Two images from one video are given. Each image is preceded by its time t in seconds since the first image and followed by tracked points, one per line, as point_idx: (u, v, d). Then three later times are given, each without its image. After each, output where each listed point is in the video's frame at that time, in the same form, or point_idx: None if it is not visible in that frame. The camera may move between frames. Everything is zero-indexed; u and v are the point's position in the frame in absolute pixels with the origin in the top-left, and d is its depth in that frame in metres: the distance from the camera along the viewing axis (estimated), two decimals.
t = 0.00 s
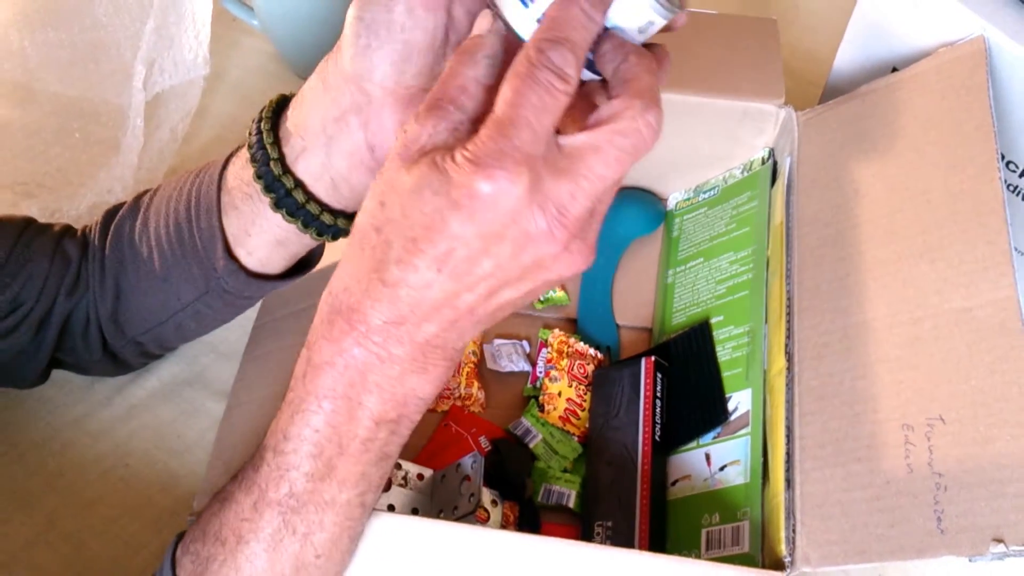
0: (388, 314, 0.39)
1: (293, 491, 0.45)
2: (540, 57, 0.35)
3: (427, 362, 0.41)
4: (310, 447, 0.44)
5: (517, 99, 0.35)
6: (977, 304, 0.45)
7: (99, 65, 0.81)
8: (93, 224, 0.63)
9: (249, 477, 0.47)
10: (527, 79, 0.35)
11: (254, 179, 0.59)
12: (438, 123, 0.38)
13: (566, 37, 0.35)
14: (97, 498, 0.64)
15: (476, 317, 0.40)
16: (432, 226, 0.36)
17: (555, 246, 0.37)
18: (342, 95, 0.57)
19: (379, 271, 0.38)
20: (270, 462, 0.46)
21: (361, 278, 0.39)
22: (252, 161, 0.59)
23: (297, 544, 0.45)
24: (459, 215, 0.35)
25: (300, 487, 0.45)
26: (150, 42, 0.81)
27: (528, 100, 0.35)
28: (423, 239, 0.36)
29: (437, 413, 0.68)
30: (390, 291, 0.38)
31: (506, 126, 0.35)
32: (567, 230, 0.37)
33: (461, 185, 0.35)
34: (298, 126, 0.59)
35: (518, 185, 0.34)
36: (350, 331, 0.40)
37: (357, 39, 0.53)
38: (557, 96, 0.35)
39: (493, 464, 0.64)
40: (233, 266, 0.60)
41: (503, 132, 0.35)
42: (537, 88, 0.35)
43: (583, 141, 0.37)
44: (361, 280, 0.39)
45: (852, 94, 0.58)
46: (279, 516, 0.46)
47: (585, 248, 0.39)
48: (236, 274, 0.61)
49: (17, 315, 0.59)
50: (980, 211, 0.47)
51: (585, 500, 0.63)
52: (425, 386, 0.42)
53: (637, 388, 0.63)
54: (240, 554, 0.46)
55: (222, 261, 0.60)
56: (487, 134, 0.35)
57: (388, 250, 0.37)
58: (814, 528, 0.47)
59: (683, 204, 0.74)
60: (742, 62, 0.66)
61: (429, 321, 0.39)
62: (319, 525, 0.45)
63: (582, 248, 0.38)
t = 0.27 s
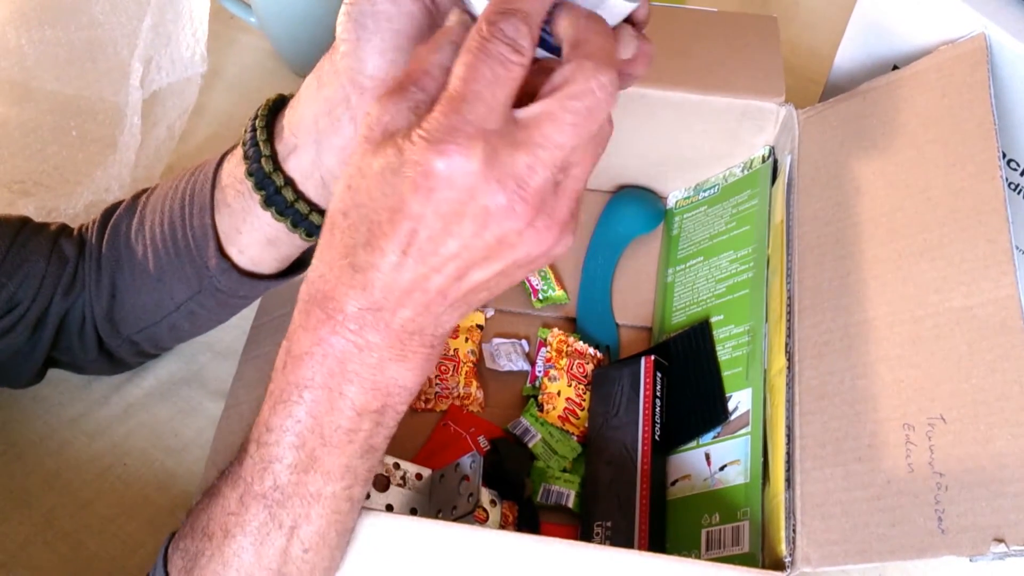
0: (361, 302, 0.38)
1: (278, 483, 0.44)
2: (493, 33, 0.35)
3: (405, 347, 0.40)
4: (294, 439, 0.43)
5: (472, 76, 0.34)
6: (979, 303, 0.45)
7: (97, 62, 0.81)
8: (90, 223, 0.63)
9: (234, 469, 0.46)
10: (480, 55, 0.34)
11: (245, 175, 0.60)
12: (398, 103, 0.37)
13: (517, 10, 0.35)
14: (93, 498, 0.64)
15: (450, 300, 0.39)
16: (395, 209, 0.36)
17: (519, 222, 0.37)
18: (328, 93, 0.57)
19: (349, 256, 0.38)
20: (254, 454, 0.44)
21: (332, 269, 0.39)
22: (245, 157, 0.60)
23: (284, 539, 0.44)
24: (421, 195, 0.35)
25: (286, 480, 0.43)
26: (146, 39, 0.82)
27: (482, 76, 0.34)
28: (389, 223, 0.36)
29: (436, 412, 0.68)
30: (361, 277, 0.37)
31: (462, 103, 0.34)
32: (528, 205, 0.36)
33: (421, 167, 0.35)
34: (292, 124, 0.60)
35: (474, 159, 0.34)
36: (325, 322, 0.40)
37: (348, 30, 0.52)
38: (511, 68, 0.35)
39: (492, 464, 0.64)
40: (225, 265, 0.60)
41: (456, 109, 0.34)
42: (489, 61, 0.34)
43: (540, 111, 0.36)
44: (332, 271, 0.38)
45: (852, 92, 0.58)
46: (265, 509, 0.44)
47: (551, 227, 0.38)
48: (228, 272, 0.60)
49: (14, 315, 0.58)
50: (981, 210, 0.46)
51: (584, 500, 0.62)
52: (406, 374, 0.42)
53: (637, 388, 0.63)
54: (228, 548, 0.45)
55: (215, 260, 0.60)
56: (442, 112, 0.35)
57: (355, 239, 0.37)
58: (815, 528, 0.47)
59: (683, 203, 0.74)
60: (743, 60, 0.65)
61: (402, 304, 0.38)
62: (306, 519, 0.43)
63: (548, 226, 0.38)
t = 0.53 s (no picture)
0: (360, 289, 0.38)
1: (277, 477, 0.44)
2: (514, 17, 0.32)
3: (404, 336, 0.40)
4: (292, 431, 0.43)
5: (486, 62, 0.32)
6: (979, 303, 0.45)
7: (96, 62, 0.81)
8: (91, 225, 0.63)
9: (234, 465, 0.46)
10: (498, 40, 0.32)
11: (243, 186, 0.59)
12: (385, 90, 0.37)
13: None
14: (94, 498, 0.64)
15: (449, 288, 0.39)
16: (398, 193, 0.35)
17: (518, 211, 0.36)
18: (325, 103, 0.57)
19: (350, 242, 0.38)
20: (253, 448, 0.44)
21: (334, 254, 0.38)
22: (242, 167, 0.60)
23: (282, 532, 0.44)
24: (423, 179, 0.34)
25: (284, 473, 0.43)
26: (146, 39, 0.82)
27: (496, 65, 0.32)
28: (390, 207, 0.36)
29: (436, 412, 0.68)
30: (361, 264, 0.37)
31: (473, 90, 0.33)
32: (528, 194, 0.36)
33: (426, 150, 0.34)
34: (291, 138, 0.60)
35: (480, 147, 0.33)
36: (324, 311, 0.40)
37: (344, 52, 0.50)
38: (527, 60, 0.32)
39: (493, 465, 0.64)
40: (220, 274, 0.60)
41: (468, 93, 0.33)
42: (506, 50, 0.32)
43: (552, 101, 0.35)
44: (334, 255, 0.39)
45: (852, 92, 0.58)
46: (263, 503, 0.44)
47: (546, 218, 0.38)
48: (224, 282, 0.61)
49: (15, 317, 0.58)
50: (981, 210, 0.46)
51: (584, 500, 0.62)
52: (403, 365, 0.42)
53: (637, 388, 0.63)
54: (226, 543, 0.45)
55: (210, 266, 0.60)
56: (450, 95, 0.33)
57: (357, 222, 0.37)
58: (814, 528, 0.47)
59: (683, 203, 0.74)
60: (743, 60, 0.65)
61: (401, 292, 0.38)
62: (305, 512, 0.44)
63: (544, 217, 0.38)
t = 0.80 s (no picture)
0: (349, 276, 0.39)
1: (270, 466, 0.43)
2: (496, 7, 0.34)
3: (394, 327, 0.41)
4: (284, 420, 0.42)
5: (469, 46, 0.34)
6: (979, 303, 0.45)
7: (96, 62, 0.81)
8: (92, 223, 0.63)
9: (230, 455, 0.45)
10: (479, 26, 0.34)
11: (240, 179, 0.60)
12: (378, 81, 0.39)
13: None
14: (94, 498, 0.64)
15: (439, 275, 0.39)
16: (387, 174, 0.36)
17: (504, 190, 0.37)
18: (326, 100, 0.57)
19: (340, 227, 0.38)
20: (248, 437, 0.44)
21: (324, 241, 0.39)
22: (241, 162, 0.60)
23: (277, 523, 0.44)
24: (412, 158, 0.36)
25: (277, 462, 0.43)
26: (146, 39, 0.82)
27: (479, 47, 0.34)
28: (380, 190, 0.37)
29: (436, 412, 0.68)
30: (350, 249, 0.38)
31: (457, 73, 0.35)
32: (515, 174, 0.37)
33: (413, 133, 0.35)
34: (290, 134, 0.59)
35: (465, 125, 0.35)
36: (316, 300, 0.40)
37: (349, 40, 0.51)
38: (509, 41, 0.34)
39: (493, 465, 0.64)
40: (214, 274, 0.60)
41: (454, 74, 0.35)
42: (488, 31, 0.34)
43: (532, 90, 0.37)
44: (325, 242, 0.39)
45: (852, 92, 0.58)
46: (257, 493, 0.44)
47: (532, 203, 0.39)
48: (218, 280, 0.60)
49: (17, 315, 0.58)
50: (981, 210, 0.46)
51: (584, 500, 0.62)
52: (395, 354, 0.42)
53: (637, 389, 0.63)
54: (222, 533, 0.44)
55: (206, 265, 0.60)
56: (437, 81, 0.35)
57: (347, 207, 0.38)
58: (815, 528, 0.47)
59: (683, 203, 0.74)
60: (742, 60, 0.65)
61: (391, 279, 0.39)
62: (298, 503, 0.44)
63: (530, 202, 0.39)
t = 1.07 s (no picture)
0: (345, 266, 0.39)
1: (269, 459, 0.43)
2: None
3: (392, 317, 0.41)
4: (283, 412, 0.42)
5: (459, 34, 0.35)
6: (979, 303, 0.45)
7: (96, 62, 0.81)
8: (94, 220, 0.63)
9: (230, 450, 0.45)
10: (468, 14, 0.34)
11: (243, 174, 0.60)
12: (374, 74, 0.39)
13: None
14: (94, 497, 0.64)
15: (435, 263, 0.40)
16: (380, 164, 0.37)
17: (496, 176, 0.37)
18: (329, 94, 0.57)
19: (336, 219, 0.39)
20: (247, 429, 0.44)
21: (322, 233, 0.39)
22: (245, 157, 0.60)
23: (277, 515, 0.44)
24: (404, 148, 0.36)
25: (275, 454, 0.43)
26: (146, 39, 0.82)
27: (469, 35, 0.34)
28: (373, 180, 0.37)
29: (436, 412, 0.68)
30: (346, 239, 0.38)
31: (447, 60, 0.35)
32: (506, 159, 0.37)
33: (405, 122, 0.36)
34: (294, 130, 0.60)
35: (454, 112, 0.35)
36: (313, 293, 0.40)
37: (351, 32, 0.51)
38: (499, 29, 0.34)
39: (493, 465, 0.64)
40: (216, 269, 0.60)
41: (444, 62, 0.35)
42: (478, 19, 0.34)
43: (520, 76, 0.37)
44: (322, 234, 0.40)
45: (852, 92, 0.58)
46: (256, 485, 0.44)
47: (526, 188, 0.39)
48: (219, 277, 0.60)
49: (17, 312, 0.58)
50: (981, 210, 0.46)
51: (584, 500, 0.62)
52: (392, 344, 0.42)
53: (637, 389, 0.63)
54: (222, 528, 0.44)
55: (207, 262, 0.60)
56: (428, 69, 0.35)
57: (343, 198, 0.38)
58: (815, 528, 0.47)
59: (683, 203, 0.74)
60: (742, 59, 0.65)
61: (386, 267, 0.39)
62: (297, 495, 0.43)
63: (524, 187, 0.39)
